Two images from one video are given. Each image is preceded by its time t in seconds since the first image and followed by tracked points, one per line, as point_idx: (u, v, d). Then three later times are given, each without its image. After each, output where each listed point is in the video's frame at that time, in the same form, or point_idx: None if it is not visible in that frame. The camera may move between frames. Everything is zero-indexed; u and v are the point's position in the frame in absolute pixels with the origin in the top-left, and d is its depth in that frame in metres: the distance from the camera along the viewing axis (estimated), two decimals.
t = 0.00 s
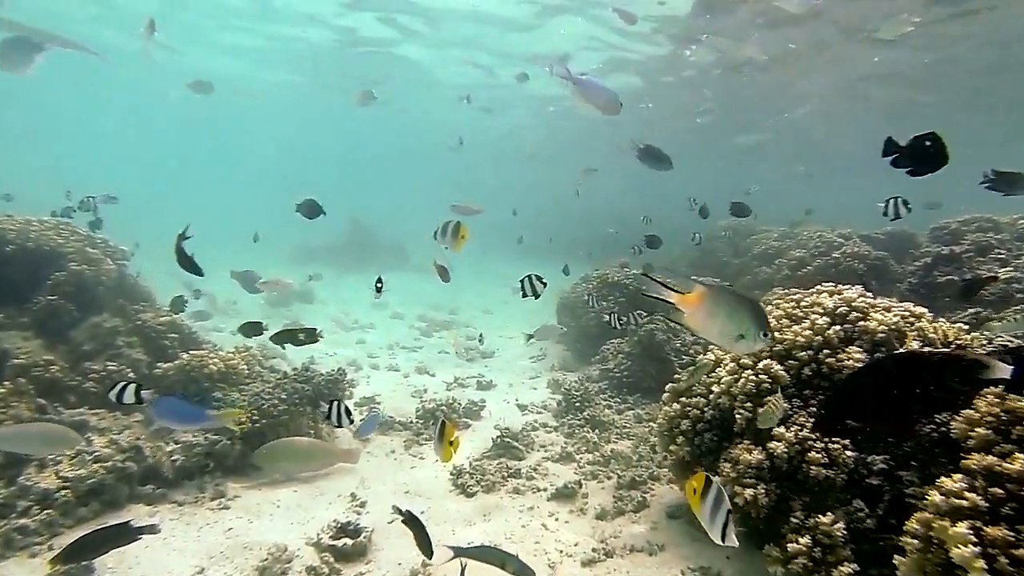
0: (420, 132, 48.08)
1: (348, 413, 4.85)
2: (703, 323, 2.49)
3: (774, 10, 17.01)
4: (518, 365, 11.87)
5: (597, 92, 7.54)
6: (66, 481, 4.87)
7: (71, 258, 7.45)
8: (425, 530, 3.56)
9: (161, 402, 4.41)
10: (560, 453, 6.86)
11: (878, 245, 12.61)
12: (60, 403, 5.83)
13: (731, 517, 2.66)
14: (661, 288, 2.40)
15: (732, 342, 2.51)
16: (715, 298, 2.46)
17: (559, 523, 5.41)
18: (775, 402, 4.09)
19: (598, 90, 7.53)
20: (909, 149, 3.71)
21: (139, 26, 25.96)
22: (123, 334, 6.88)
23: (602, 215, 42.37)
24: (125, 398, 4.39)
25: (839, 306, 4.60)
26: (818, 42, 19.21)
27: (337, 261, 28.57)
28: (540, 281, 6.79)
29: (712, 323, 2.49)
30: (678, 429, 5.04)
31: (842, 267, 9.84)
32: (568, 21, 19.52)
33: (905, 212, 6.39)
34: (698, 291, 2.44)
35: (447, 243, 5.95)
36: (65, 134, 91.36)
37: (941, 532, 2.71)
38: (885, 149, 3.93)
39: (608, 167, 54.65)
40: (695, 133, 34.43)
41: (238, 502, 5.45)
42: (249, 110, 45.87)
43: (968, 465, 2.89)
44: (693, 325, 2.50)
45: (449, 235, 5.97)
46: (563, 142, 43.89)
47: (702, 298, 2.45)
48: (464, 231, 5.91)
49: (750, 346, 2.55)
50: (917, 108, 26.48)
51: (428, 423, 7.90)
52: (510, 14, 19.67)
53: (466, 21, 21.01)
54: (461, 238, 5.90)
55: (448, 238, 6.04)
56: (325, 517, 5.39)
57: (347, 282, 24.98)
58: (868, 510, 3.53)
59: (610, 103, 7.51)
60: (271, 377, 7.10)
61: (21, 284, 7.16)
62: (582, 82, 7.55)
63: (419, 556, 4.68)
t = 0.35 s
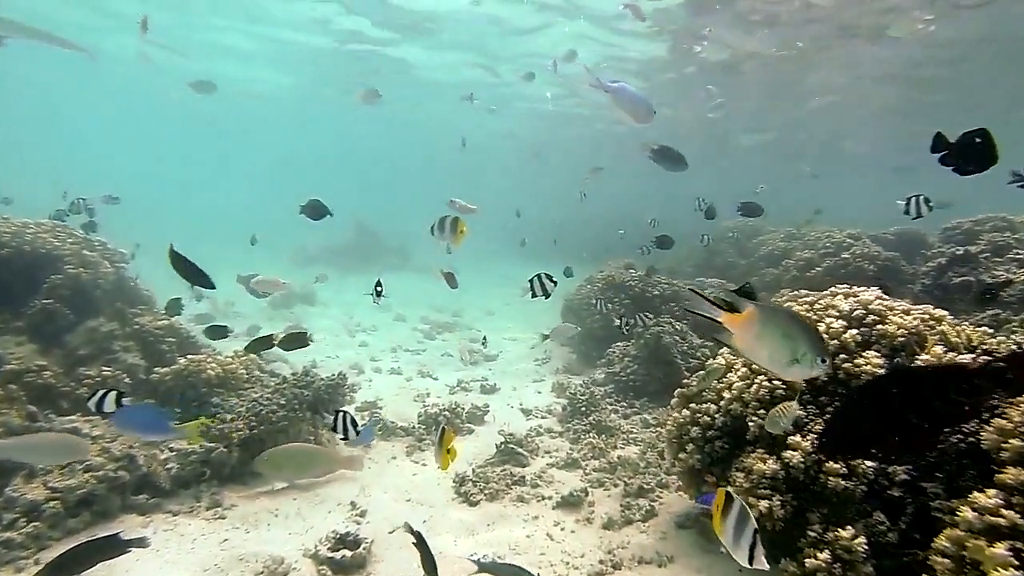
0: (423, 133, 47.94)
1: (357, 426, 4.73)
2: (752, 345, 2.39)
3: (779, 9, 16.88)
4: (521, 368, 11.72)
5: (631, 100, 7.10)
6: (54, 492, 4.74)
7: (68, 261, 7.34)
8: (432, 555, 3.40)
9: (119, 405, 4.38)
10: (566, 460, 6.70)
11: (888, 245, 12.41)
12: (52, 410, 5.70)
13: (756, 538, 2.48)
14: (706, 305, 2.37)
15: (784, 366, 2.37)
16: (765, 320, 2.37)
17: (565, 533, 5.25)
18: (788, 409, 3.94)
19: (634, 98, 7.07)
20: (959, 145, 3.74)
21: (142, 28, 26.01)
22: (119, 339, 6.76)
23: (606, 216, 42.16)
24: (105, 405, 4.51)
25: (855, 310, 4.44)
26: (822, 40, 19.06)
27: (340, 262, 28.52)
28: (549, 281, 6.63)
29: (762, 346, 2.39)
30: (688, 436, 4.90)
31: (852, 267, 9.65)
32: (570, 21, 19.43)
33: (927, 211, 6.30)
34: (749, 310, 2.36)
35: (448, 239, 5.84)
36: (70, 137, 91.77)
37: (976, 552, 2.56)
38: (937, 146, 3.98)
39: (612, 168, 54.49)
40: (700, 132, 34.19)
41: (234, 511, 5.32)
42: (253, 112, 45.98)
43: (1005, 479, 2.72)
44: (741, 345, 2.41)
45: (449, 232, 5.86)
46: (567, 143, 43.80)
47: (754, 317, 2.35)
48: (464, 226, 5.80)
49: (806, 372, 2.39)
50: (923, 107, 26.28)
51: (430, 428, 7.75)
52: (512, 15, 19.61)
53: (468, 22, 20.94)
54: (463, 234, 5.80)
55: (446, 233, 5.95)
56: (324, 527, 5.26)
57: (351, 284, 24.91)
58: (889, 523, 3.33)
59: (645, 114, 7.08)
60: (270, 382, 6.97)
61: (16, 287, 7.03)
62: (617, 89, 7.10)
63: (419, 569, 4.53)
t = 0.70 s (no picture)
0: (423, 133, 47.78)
1: (357, 438, 4.61)
2: (817, 378, 2.01)
3: (780, 8, 16.73)
4: (522, 371, 11.55)
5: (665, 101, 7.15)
6: (33, 506, 4.55)
7: (56, 265, 7.18)
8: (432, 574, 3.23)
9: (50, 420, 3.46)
10: (567, 466, 6.52)
11: (894, 244, 12.24)
12: (36, 420, 5.53)
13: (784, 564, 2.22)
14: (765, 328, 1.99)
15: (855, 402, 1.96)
16: (834, 350, 1.97)
17: (567, 543, 5.08)
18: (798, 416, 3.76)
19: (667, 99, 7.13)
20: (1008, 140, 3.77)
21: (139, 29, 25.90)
22: (108, 344, 6.58)
23: (607, 216, 41.99)
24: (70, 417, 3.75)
25: (868, 311, 4.26)
26: (823, 39, 18.91)
27: (339, 264, 28.36)
28: (551, 277, 6.42)
29: (828, 378, 2.00)
30: (695, 443, 4.73)
31: (858, 267, 9.47)
32: (569, 20, 19.28)
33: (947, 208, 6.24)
34: (814, 339, 1.97)
35: (439, 233, 5.52)
36: (70, 139, 91.77)
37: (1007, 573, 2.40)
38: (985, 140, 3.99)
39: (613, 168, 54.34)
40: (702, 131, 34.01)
41: (225, 522, 5.15)
42: (252, 113, 45.87)
43: None
44: (804, 376, 2.04)
45: (439, 225, 5.54)
46: (566, 143, 43.65)
47: (820, 345, 1.96)
48: (457, 221, 5.49)
49: (882, 409, 1.96)
50: (924, 105, 26.13)
51: (428, 433, 7.58)
52: (510, 14, 19.46)
53: (466, 22, 20.81)
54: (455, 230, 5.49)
55: (438, 227, 5.59)
56: (318, 538, 5.09)
57: (350, 286, 24.75)
58: (910, 537, 3.16)
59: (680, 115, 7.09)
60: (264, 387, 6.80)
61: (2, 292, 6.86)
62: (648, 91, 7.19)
63: None
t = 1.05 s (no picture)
0: (421, 133, 47.55)
1: (354, 450, 4.52)
2: (902, 413, 1.81)
3: (778, 5, 16.58)
4: (520, 373, 11.40)
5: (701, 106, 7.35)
6: (9, 523, 4.40)
7: (41, 269, 7.00)
8: None
9: None
10: (566, 472, 6.37)
11: (896, 242, 12.10)
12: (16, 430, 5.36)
13: None
14: (837, 355, 1.87)
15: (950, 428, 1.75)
16: (915, 377, 1.77)
17: (568, 553, 4.91)
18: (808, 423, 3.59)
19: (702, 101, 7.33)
20: None
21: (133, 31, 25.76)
22: (94, 350, 6.42)
23: (606, 217, 41.82)
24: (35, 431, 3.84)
25: (877, 312, 4.13)
26: (821, 37, 18.78)
27: (337, 266, 28.16)
28: (553, 276, 6.19)
29: (915, 409, 1.78)
30: (699, 449, 4.59)
31: (860, 266, 9.32)
32: (565, 19, 19.14)
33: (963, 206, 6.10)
34: (892, 365, 1.80)
35: (426, 229, 5.26)
36: (66, 141, 91.53)
37: None
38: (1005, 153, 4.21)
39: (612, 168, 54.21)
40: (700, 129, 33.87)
41: (213, 534, 4.98)
42: (249, 115, 45.70)
43: None
44: (888, 414, 1.83)
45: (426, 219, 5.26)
46: (564, 143, 43.52)
47: (898, 374, 1.79)
48: (446, 219, 5.25)
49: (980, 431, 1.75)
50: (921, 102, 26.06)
51: (424, 439, 7.42)
52: (507, 13, 19.27)
53: (461, 22, 20.65)
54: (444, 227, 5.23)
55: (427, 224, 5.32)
56: (309, 550, 4.92)
57: (348, 287, 24.58)
58: (926, 549, 3.01)
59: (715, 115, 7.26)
60: (255, 393, 6.63)
61: None
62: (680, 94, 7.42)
63: None
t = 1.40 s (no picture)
0: (417, 132, 47.29)
1: (350, 462, 4.16)
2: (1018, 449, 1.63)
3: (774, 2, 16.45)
4: (517, 374, 11.23)
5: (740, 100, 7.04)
6: None
7: (23, 270, 6.80)
8: None
9: None
10: (564, 476, 6.21)
11: (897, 239, 11.95)
12: None
13: None
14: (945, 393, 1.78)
15: None
16: None
17: (566, 563, 4.74)
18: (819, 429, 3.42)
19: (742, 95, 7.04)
20: None
21: (125, 29, 25.59)
22: (77, 354, 6.21)
23: (603, 215, 41.65)
24: None
25: (886, 311, 3.94)
26: (818, 32, 18.66)
27: (332, 266, 27.94)
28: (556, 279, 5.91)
29: None
30: (702, 455, 4.42)
31: (861, 263, 9.17)
32: (561, 17, 19.02)
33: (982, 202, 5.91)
34: (1009, 398, 1.62)
35: (413, 226, 5.04)
36: (61, 141, 91.18)
37: None
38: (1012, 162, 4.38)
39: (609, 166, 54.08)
40: (697, 126, 33.73)
41: (197, 545, 4.81)
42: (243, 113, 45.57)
43: None
44: (1007, 451, 1.66)
45: (412, 215, 5.03)
46: (560, 140, 43.38)
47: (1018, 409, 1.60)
48: (433, 213, 5.02)
49: None
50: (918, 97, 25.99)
51: (418, 443, 7.25)
52: (502, 9, 19.09)
53: (456, 19, 20.50)
54: (431, 221, 5.00)
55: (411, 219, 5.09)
56: (298, 560, 4.75)
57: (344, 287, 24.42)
58: (944, 562, 2.85)
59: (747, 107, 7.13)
60: (244, 399, 6.44)
61: None
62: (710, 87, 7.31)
63: None
